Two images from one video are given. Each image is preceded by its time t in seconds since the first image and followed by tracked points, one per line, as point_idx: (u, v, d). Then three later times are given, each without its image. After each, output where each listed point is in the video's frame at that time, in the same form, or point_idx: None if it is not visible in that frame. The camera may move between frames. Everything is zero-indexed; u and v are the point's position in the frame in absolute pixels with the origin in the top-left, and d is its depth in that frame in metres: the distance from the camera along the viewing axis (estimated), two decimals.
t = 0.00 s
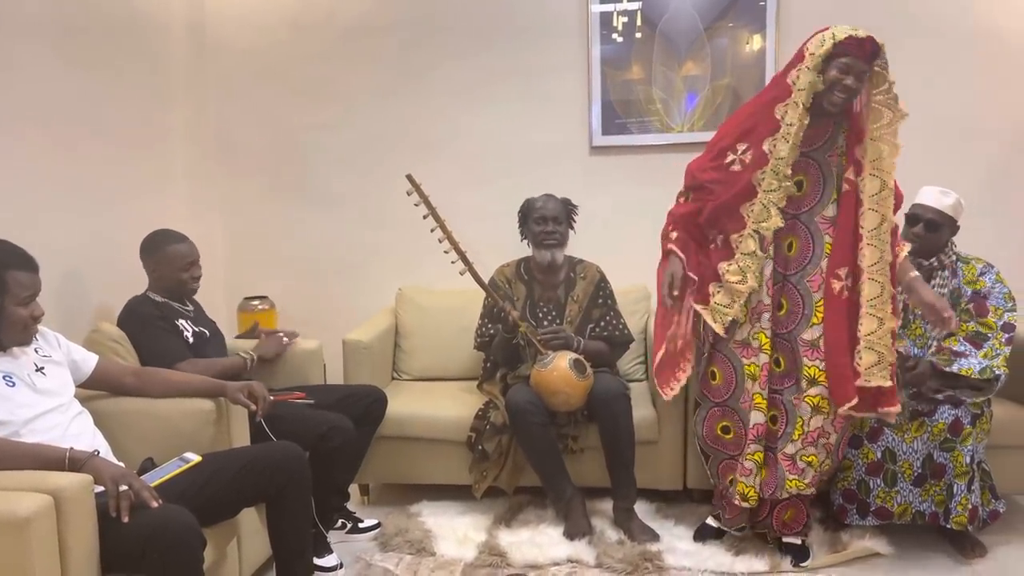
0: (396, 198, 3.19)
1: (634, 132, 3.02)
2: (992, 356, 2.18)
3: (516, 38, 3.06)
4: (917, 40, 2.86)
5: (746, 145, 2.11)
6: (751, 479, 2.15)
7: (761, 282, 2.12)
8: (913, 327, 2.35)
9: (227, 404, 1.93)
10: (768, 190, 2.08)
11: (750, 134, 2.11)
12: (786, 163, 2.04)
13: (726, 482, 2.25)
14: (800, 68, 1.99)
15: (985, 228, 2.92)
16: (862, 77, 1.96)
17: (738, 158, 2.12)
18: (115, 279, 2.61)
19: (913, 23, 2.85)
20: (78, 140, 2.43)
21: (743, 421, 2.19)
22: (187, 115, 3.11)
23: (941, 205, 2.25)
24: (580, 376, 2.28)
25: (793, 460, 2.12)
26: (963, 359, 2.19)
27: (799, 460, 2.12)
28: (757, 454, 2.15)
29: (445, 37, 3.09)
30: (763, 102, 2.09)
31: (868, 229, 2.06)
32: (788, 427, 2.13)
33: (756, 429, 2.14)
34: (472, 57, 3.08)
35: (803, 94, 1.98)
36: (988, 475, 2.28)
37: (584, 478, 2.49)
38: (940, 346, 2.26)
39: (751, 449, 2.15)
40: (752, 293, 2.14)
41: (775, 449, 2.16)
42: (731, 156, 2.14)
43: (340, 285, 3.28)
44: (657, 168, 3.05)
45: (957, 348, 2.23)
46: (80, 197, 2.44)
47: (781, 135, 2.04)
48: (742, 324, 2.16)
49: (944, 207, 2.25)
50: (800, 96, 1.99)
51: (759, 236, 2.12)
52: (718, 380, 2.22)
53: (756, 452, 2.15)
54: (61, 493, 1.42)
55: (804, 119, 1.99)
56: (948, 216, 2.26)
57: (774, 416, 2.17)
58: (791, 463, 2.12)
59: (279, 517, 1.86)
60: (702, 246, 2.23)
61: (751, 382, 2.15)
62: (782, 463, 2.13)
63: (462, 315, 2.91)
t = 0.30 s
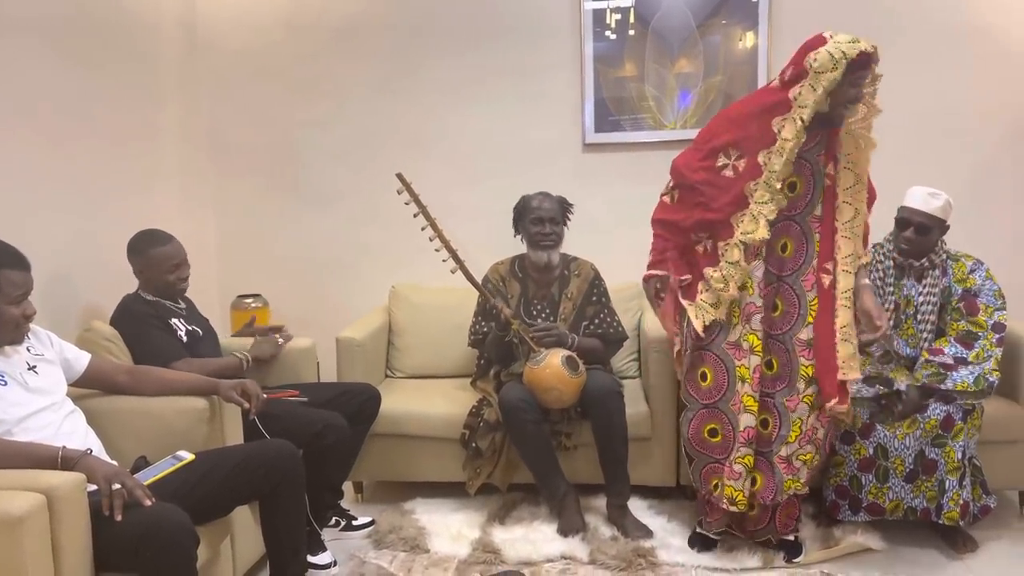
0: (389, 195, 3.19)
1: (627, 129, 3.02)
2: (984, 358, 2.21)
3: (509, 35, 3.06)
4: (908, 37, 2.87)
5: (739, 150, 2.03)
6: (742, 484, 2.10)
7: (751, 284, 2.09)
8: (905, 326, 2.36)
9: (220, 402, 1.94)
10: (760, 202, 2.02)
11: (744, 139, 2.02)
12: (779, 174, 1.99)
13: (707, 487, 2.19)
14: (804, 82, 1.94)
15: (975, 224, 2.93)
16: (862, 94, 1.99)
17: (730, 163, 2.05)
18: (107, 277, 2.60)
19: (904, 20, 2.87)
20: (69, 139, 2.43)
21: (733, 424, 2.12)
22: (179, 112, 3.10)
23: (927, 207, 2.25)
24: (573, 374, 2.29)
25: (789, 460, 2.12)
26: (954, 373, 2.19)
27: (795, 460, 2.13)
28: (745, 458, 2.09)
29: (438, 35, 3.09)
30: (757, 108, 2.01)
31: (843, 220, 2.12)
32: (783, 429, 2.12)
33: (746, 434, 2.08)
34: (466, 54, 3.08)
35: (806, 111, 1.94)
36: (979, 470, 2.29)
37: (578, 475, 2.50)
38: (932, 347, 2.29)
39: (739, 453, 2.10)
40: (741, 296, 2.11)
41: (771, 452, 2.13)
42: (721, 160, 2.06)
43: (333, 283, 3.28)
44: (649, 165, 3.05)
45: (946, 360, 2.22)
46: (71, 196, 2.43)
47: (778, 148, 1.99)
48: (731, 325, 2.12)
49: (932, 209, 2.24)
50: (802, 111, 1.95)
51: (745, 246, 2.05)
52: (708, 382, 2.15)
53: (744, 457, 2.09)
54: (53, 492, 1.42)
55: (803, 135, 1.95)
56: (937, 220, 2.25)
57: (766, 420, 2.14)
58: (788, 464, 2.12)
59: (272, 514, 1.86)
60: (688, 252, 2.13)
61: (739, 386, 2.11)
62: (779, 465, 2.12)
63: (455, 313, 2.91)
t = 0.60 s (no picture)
0: (378, 193, 3.18)
1: (616, 127, 3.02)
2: (968, 357, 2.24)
3: (498, 32, 3.05)
4: (896, 35, 2.88)
5: (715, 164, 2.03)
6: (737, 486, 2.13)
7: (731, 294, 2.09)
8: (890, 325, 2.38)
9: (207, 402, 1.94)
10: (736, 218, 2.04)
11: (719, 153, 2.03)
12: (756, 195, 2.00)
13: (683, 487, 2.21)
14: (783, 105, 1.96)
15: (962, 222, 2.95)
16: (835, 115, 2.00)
17: (704, 175, 2.05)
18: (94, 276, 2.58)
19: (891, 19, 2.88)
20: (55, 137, 2.41)
21: (709, 427, 2.14)
22: (168, 111, 3.09)
23: (909, 207, 2.26)
24: (563, 372, 2.28)
25: (790, 456, 2.14)
26: (939, 372, 2.22)
27: (796, 455, 2.14)
28: (736, 461, 2.13)
29: (427, 33, 3.08)
30: (732, 123, 2.02)
31: (805, 220, 2.10)
32: (781, 426, 2.13)
33: (734, 438, 2.12)
34: (455, 51, 3.08)
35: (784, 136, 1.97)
36: (964, 466, 2.30)
37: (567, 472, 2.50)
38: (917, 346, 2.31)
39: (728, 457, 2.13)
40: (717, 305, 2.10)
41: (773, 451, 2.14)
42: (695, 171, 2.06)
43: (323, 281, 3.27)
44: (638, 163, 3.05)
45: (930, 359, 2.25)
46: (57, 194, 2.41)
47: (753, 171, 2.00)
48: (709, 332, 2.12)
49: (914, 210, 2.26)
50: (781, 136, 1.97)
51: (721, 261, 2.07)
52: (684, 386, 2.16)
53: (734, 459, 2.13)
54: (39, 493, 1.41)
55: (781, 159, 1.97)
56: (919, 219, 2.27)
57: (764, 421, 2.14)
58: (791, 459, 2.14)
59: (261, 514, 1.85)
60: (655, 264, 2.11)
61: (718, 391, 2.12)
62: (784, 462, 2.13)
63: (445, 311, 2.91)
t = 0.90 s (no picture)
0: (363, 193, 3.17)
1: (600, 127, 3.02)
2: (948, 354, 2.26)
3: (483, 31, 3.04)
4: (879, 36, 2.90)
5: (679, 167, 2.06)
6: (715, 484, 2.14)
7: (704, 292, 2.10)
8: (871, 324, 2.38)
9: (189, 404, 1.91)
10: (697, 229, 2.04)
11: (683, 157, 2.06)
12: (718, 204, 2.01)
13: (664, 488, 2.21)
14: (739, 108, 1.98)
15: (945, 222, 2.97)
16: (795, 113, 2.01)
17: (670, 180, 2.07)
18: (75, 277, 2.56)
19: (874, 19, 2.89)
20: (35, 136, 2.39)
21: (689, 427, 2.14)
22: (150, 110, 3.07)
23: (889, 206, 2.28)
24: (548, 372, 2.29)
25: (764, 453, 2.17)
26: (919, 370, 2.24)
27: (770, 452, 2.17)
28: (715, 459, 2.13)
29: (411, 32, 3.07)
30: (695, 127, 2.04)
31: (780, 215, 2.16)
32: (759, 425, 2.15)
33: (711, 437, 2.12)
34: (440, 50, 3.07)
35: (740, 133, 1.99)
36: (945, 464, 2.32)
37: (552, 472, 2.50)
38: (898, 345, 2.33)
39: (705, 456, 2.13)
40: (691, 305, 2.11)
41: (750, 449, 2.15)
42: (661, 175, 2.08)
43: (308, 281, 3.25)
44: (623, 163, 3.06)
45: (911, 357, 2.27)
46: (37, 194, 2.39)
47: (716, 174, 2.01)
48: (685, 332, 2.12)
49: (894, 209, 2.27)
50: (740, 139, 1.99)
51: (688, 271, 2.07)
52: (662, 389, 2.16)
53: (713, 458, 2.13)
54: (16, 497, 1.40)
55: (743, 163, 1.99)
56: (899, 218, 2.29)
57: (736, 421, 2.17)
58: (766, 456, 2.17)
59: (244, 515, 1.85)
60: (622, 275, 2.12)
61: (695, 391, 2.13)
62: (760, 459, 2.16)
63: (430, 311, 2.90)
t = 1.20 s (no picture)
0: (350, 194, 3.16)
1: (588, 127, 3.02)
2: (933, 354, 2.28)
3: (470, 30, 3.04)
4: (864, 37, 2.92)
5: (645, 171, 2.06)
6: (700, 484, 2.14)
7: (680, 288, 2.13)
8: (858, 324, 2.40)
9: (175, 406, 1.90)
10: (665, 230, 2.02)
11: (648, 160, 2.05)
12: (681, 202, 2.01)
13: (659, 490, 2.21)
14: (692, 104, 1.98)
15: (930, 223, 2.99)
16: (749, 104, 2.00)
17: (638, 184, 2.07)
18: (58, 277, 2.54)
19: (859, 21, 2.91)
20: (17, 136, 2.36)
21: (677, 429, 2.15)
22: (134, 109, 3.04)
23: (877, 207, 2.29)
24: (536, 373, 2.28)
25: (752, 451, 2.17)
26: (906, 370, 2.26)
27: (755, 449, 2.18)
28: (699, 459, 2.14)
29: (398, 31, 3.06)
30: (660, 129, 2.04)
31: (750, 210, 2.15)
32: (745, 423, 2.15)
33: (694, 436, 2.13)
34: (427, 49, 3.06)
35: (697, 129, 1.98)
36: (931, 464, 2.34)
37: (540, 472, 2.50)
38: (884, 345, 2.34)
39: (689, 456, 2.15)
40: (672, 304, 2.14)
41: (738, 448, 2.15)
42: (630, 180, 2.08)
43: (295, 281, 3.23)
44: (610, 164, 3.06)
45: (897, 357, 2.29)
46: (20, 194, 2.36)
47: (677, 171, 2.01)
48: (669, 333, 2.14)
49: (882, 209, 2.29)
50: (694, 132, 1.98)
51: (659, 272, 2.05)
52: (650, 391, 2.16)
53: (697, 457, 2.14)
54: None
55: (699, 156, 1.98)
56: (887, 219, 2.30)
57: (725, 420, 2.16)
58: (753, 454, 2.17)
59: (233, 517, 1.83)
60: (598, 282, 2.11)
61: (682, 390, 2.14)
62: (748, 458, 2.15)
63: (417, 312, 2.89)
